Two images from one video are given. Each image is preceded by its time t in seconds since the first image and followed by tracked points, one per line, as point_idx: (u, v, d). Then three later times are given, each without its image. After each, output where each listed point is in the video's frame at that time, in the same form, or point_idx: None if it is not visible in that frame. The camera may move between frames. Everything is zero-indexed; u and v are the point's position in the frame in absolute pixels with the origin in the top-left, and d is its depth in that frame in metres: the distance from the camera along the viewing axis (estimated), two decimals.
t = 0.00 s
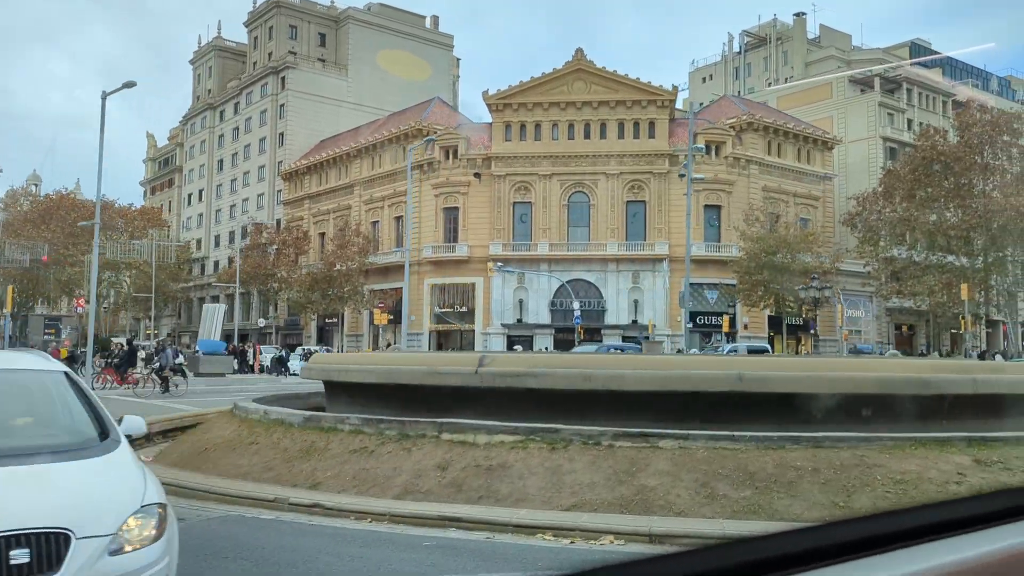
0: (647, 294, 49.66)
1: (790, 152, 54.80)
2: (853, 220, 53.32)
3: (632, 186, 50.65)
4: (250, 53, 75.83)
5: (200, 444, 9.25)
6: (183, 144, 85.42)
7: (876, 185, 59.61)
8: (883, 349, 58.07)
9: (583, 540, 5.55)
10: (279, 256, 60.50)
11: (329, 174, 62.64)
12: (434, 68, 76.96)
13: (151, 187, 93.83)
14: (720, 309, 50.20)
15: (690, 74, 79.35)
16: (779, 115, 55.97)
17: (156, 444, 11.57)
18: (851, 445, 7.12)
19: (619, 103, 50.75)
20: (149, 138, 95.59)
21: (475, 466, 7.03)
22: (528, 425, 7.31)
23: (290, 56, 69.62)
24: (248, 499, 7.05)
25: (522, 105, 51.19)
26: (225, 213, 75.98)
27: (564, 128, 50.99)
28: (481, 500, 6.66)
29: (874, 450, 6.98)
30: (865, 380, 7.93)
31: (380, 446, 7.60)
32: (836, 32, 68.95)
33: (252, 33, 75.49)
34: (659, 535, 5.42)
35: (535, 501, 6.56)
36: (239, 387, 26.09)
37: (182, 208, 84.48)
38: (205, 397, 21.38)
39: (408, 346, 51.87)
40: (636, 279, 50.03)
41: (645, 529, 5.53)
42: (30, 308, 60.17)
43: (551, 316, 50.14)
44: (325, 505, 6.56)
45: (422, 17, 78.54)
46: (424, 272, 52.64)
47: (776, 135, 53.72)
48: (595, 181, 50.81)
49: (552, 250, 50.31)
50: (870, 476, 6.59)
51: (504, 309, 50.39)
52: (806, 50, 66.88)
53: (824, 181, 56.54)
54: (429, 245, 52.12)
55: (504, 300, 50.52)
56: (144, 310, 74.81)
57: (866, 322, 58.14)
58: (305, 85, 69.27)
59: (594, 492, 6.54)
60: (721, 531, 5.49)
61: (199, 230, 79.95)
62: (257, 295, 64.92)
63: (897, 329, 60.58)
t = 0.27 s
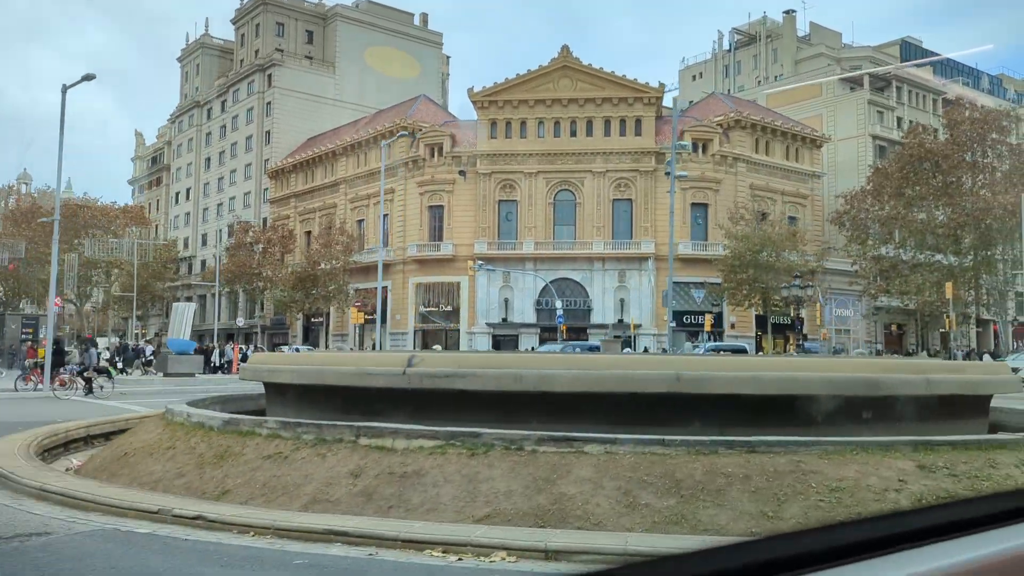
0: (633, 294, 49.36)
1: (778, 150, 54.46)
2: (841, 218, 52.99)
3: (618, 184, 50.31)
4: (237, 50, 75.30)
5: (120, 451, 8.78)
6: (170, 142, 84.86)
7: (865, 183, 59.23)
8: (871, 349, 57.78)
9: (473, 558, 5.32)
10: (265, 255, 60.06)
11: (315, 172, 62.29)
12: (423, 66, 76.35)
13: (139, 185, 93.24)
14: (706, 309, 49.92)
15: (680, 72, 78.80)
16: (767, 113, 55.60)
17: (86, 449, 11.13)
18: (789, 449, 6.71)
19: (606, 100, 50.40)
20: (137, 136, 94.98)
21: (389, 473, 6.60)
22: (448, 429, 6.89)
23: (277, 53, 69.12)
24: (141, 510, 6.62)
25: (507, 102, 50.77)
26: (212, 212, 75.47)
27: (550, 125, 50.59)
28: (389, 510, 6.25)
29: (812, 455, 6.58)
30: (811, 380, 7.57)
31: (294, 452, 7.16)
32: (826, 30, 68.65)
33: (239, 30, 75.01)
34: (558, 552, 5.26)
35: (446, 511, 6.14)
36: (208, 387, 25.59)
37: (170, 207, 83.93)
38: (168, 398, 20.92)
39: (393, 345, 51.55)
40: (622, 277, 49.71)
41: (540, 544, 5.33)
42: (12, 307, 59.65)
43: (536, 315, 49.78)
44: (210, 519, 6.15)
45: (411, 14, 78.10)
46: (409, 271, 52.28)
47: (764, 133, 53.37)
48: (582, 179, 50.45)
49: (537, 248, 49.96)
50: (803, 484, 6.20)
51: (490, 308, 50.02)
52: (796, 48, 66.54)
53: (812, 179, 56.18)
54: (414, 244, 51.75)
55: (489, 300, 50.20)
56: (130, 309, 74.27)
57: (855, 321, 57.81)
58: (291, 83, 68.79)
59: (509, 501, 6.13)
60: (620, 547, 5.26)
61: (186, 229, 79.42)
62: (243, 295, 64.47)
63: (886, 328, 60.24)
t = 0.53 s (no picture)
0: (620, 293, 48.98)
1: (767, 149, 54.07)
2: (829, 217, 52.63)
3: (605, 182, 49.94)
4: (225, 48, 74.75)
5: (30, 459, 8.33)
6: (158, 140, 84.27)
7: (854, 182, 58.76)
8: (861, 349, 57.43)
9: None
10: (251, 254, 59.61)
11: (301, 171, 61.87)
12: (412, 64, 75.79)
13: (127, 184, 92.60)
14: (694, 308, 49.61)
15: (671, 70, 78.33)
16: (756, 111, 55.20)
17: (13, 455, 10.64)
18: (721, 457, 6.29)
19: (593, 98, 50.01)
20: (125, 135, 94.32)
21: (291, 484, 6.16)
22: (359, 436, 6.46)
23: (264, 51, 68.60)
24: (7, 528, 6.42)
25: (494, 100, 50.34)
26: (200, 211, 74.96)
27: (537, 124, 50.20)
28: (286, 525, 5.81)
29: (743, 464, 6.16)
30: (750, 383, 7.18)
31: (198, 460, 6.73)
32: (817, 28, 68.26)
33: (226, 28, 74.48)
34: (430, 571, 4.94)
35: (345, 526, 5.70)
36: (176, 388, 25.06)
37: (158, 206, 83.32)
38: (129, 400, 20.40)
39: (378, 345, 51.19)
40: (609, 277, 49.32)
41: (415, 567, 4.99)
42: None
43: (522, 315, 49.38)
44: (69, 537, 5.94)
45: (401, 12, 77.59)
46: (394, 270, 51.91)
47: (752, 131, 52.99)
48: (568, 178, 50.07)
49: (524, 247, 49.54)
50: (728, 494, 5.80)
51: (476, 308, 49.64)
52: (787, 46, 66.09)
53: (801, 178, 55.79)
54: (399, 243, 51.38)
55: (475, 299, 49.79)
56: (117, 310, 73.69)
57: (844, 321, 57.48)
58: (279, 81, 68.28)
59: (413, 515, 5.69)
60: (514, 569, 4.92)
61: (174, 228, 78.85)
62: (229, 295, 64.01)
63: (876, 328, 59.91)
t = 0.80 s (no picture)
0: (607, 293, 48.64)
1: (756, 147, 53.67)
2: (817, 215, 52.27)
3: (592, 180, 49.52)
4: (212, 45, 74.21)
5: None
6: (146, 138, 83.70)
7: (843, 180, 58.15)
8: (850, 348, 57.11)
9: None
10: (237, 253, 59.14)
11: (287, 169, 61.46)
12: (402, 61, 75.14)
13: (116, 183, 92.01)
14: (681, 307, 49.32)
15: (662, 67, 77.83)
16: (745, 108, 54.79)
17: None
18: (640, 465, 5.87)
19: (579, 95, 49.54)
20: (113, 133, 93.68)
21: (176, 494, 5.73)
22: (255, 442, 6.03)
23: (251, 49, 68.05)
24: None
25: (479, 97, 49.92)
26: (187, 210, 74.46)
27: (523, 121, 49.76)
28: (162, 539, 5.34)
29: (662, 472, 5.77)
30: (681, 383, 6.76)
31: (86, 468, 6.30)
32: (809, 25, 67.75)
33: (213, 25, 73.94)
34: None
35: (225, 540, 5.25)
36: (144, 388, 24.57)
37: (145, 205, 82.77)
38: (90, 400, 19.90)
39: (363, 345, 50.87)
40: (596, 276, 48.94)
41: None
42: None
43: (508, 314, 49.00)
44: None
45: (390, 9, 76.99)
46: (379, 269, 51.54)
47: (740, 129, 52.54)
48: (555, 176, 49.64)
49: (510, 246, 49.15)
50: (641, 505, 5.38)
51: (461, 307, 49.28)
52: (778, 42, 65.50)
53: (791, 176, 55.39)
54: (384, 242, 50.98)
55: (460, 299, 49.39)
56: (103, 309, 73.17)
57: (834, 319, 57.12)
58: (265, 79, 67.75)
59: (298, 528, 5.24)
60: None
61: (161, 227, 78.33)
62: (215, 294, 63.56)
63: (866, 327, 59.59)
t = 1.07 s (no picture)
0: (594, 292, 48.21)
1: (745, 145, 53.28)
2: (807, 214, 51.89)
3: (579, 178, 49.11)
4: (200, 43, 73.72)
5: None
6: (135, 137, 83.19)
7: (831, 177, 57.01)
8: (841, 348, 56.75)
9: None
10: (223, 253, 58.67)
11: (274, 168, 61.11)
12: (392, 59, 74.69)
13: (106, 182, 91.46)
14: (670, 307, 48.89)
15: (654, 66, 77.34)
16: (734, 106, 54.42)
17: None
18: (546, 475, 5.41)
19: (566, 93, 49.14)
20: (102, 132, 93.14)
21: (39, 508, 5.27)
22: (132, 450, 5.58)
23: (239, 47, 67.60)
24: None
25: (466, 95, 49.52)
26: (176, 209, 73.98)
27: (510, 118, 49.35)
28: (14, 557, 4.83)
29: (567, 482, 5.33)
30: (601, 385, 6.32)
31: None
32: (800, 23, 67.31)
33: (201, 23, 73.48)
34: None
35: (78, 559, 4.77)
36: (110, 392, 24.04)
37: (134, 204, 82.25)
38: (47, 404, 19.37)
39: (348, 345, 50.49)
40: (583, 275, 48.49)
41: None
42: None
43: (495, 313, 48.54)
44: None
45: (380, 7, 76.53)
46: (365, 268, 51.15)
47: (729, 127, 52.17)
48: (542, 174, 49.21)
49: (497, 245, 48.71)
50: (536, 520, 4.92)
51: (447, 307, 48.82)
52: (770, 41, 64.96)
53: (780, 175, 55.00)
54: (370, 241, 50.58)
55: (447, 298, 48.94)
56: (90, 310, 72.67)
57: (824, 319, 56.74)
58: (254, 77, 67.29)
59: (159, 546, 4.77)
60: None
61: (150, 226, 77.84)
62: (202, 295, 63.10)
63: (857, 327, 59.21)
